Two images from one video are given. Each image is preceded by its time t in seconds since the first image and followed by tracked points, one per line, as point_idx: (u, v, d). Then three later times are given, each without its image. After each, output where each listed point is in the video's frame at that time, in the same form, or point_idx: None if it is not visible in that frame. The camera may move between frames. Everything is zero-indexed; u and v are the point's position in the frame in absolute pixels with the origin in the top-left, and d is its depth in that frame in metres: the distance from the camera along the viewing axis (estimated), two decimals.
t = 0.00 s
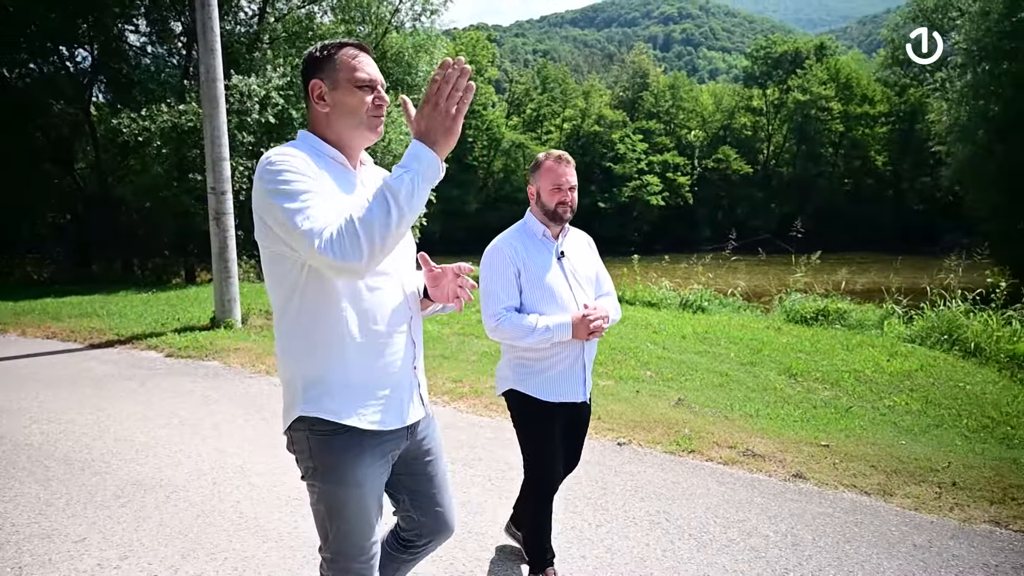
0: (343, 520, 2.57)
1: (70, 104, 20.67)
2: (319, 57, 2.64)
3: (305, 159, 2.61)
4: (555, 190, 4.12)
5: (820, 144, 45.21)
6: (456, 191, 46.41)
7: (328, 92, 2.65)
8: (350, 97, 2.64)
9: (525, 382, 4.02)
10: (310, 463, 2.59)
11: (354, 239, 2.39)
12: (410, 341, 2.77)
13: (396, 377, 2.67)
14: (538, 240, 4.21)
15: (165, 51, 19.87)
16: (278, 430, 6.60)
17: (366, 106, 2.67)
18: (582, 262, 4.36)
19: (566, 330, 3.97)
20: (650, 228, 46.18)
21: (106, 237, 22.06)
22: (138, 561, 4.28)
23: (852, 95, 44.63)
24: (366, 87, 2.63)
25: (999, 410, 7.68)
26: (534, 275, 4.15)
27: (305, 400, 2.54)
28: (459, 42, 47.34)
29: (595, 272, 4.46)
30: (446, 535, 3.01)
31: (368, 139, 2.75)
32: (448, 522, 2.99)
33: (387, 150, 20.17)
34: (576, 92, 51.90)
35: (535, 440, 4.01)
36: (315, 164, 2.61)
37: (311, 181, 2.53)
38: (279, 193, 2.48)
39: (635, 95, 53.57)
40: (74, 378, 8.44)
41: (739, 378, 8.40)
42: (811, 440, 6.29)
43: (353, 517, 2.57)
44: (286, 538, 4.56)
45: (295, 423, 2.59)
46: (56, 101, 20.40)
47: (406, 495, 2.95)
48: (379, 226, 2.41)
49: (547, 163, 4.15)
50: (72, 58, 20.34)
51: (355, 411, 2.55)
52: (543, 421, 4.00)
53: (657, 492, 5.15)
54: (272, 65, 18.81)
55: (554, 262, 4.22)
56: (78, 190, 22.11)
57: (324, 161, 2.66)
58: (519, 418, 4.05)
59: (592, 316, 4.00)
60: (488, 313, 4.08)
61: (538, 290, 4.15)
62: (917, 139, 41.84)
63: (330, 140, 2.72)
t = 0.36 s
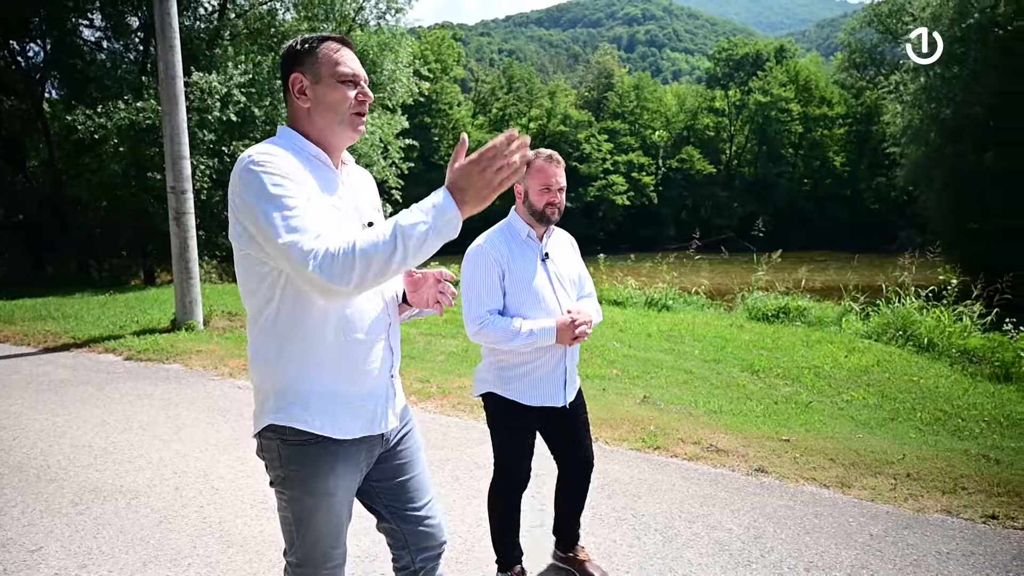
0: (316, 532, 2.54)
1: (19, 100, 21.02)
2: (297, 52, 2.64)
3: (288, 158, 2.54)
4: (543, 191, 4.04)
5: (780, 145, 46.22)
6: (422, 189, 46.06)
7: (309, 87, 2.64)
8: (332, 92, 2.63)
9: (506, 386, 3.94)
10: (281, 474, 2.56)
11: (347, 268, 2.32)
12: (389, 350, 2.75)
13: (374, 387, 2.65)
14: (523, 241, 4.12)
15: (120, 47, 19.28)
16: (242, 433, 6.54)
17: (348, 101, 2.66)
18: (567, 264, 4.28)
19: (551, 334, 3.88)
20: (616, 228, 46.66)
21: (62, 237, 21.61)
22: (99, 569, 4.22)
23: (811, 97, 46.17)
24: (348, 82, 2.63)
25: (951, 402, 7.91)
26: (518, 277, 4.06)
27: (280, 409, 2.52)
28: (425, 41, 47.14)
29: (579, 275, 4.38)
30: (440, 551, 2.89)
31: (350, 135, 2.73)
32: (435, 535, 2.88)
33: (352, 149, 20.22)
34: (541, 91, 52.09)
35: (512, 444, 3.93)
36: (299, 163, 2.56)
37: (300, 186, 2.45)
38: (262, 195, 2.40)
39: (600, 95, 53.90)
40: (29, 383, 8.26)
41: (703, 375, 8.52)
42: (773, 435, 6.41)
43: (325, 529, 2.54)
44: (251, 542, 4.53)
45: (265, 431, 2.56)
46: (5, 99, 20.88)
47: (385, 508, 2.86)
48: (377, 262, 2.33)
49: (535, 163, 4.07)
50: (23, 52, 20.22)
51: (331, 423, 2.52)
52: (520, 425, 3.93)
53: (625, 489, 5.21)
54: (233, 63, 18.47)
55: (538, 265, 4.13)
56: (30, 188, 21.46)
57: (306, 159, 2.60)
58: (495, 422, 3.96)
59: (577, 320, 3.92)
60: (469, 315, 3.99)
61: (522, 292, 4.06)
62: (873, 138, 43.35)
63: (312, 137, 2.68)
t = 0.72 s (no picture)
0: (303, 536, 2.53)
1: None
2: (322, 53, 2.64)
3: (300, 160, 2.52)
4: (558, 192, 4.00)
5: (747, 146, 46.92)
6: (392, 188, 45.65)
7: (333, 89, 2.63)
8: (356, 96, 2.63)
9: (508, 387, 3.89)
10: (271, 477, 2.53)
11: (275, 329, 2.36)
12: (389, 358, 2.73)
13: (369, 401, 2.64)
14: (533, 244, 4.08)
15: (80, 43, 19.13)
16: (209, 436, 6.49)
17: (370, 106, 2.66)
18: (577, 269, 4.23)
19: (556, 336, 3.84)
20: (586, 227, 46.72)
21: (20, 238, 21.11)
22: None
23: (776, 98, 46.92)
24: (372, 88, 2.64)
25: (911, 397, 8.08)
26: (528, 278, 4.02)
27: (271, 414, 2.49)
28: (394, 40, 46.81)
29: (589, 281, 4.31)
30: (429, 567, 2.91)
31: (370, 141, 2.71)
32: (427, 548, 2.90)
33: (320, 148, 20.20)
34: (511, 91, 52.11)
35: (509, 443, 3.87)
36: (312, 173, 2.52)
37: (297, 213, 2.43)
38: (255, 205, 2.38)
39: (569, 94, 54.07)
40: None
41: (672, 373, 8.60)
42: (740, 431, 6.49)
43: (311, 534, 2.53)
44: (219, 546, 4.49)
45: (257, 433, 2.53)
46: None
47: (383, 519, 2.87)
48: (300, 341, 2.39)
49: (551, 165, 4.03)
50: None
51: (323, 436, 2.51)
52: (522, 429, 3.85)
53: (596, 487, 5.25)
54: (196, 61, 18.02)
55: (548, 268, 4.07)
56: None
57: (320, 163, 2.58)
58: (497, 426, 3.89)
59: (584, 323, 3.87)
60: (476, 313, 3.95)
61: (531, 294, 4.01)
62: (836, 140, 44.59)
63: (332, 139, 2.66)
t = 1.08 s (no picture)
0: (336, 538, 2.54)
1: None
2: (348, 54, 2.63)
3: (326, 156, 2.52)
4: (570, 188, 3.98)
5: (714, 146, 47.46)
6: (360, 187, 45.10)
7: (359, 89, 2.62)
8: (382, 97, 2.63)
9: (520, 382, 3.82)
10: (303, 481, 2.53)
11: (299, 321, 2.33)
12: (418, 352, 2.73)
13: (399, 393, 2.62)
14: (542, 238, 4.03)
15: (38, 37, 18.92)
16: (175, 440, 6.42)
17: (395, 107, 2.66)
18: (585, 264, 4.20)
19: (569, 328, 3.79)
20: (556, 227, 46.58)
21: None
22: None
23: (743, 99, 47.64)
24: (398, 89, 2.64)
25: (873, 392, 8.24)
26: (539, 272, 3.97)
27: (302, 411, 2.49)
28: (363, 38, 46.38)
29: (598, 280, 4.27)
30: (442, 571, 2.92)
31: (394, 140, 2.71)
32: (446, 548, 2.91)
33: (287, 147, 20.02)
34: (481, 90, 52.00)
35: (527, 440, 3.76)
36: (338, 171, 2.52)
37: (325, 207, 2.42)
38: (283, 200, 2.38)
39: (539, 94, 54.15)
40: None
41: (641, 370, 8.67)
42: (707, 427, 6.57)
43: (342, 538, 2.54)
44: (185, 552, 4.44)
45: (290, 433, 2.54)
46: None
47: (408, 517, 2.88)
48: (325, 332, 2.36)
49: (561, 160, 4.02)
50: None
51: (353, 429, 2.49)
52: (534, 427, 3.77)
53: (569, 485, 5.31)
54: (159, 57, 17.69)
55: (558, 263, 4.05)
56: None
57: (347, 162, 2.59)
58: (507, 422, 3.80)
59: (598, 314, 3.81)
60: (487, 307, 3.86)
61: (542, 288, 3.96)
62: (801, 140, 45.71)
63: (357, 139, 2.66)
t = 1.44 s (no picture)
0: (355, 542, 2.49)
1: None
2: (360, 57, 2.57)
3: (333, 160, 2.49)
4: (561, 191, 3.97)
5: (683, 146, 47.84)
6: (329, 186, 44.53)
7: (370, 94, 2.56)
8: (394, 99, 2.57)
9: (516, 387, 3.80)
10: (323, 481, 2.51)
11: (306, 324, 2.32)
12: (426, 352, 2.68)
13: (410, 394, 2.58)
14: (533, 241, 4.01)
15: None
16: (138, 445, 6.32)
17: (406, 110, 2.61)
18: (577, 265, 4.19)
19: (564, 329, 3.79)
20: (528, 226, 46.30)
21: None
22: None
23: (711, 100, 48.76)
24: (409, 91, 2.58)
25: (837, 389, 8.38)
26: (533, 275, 3.95)
27: (312, 415, 2.47)
28: (331, 35, 45.89)
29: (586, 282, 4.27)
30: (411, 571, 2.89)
31: (402, 142, 2.66)
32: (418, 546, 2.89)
33: (254, 147, 19.68)
34: (451, 89, 51.76)
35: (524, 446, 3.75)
36: (346, 175, 2.49)
37: (333, 213, 2.40)
38: (290, 204, 2.36)
39: (509, 94, 54.11)
40: None
41: (613, 370, 8.71)
42: (677, 426, 6.63)
43: (378, 542, 2.46)
44: (151, 560, 4.38)
45: (308, 436, 2.50)
46: None
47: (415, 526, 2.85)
48: (334, 335, 2.34)
49: (551, 164, 4.00)
50: None
51: (363, 433, 2.46)
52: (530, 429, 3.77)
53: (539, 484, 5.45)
54: (121, 53, 17.40)
55: (549, 265, 4.03)
56: None
57: (354, 166, 2.55)
58: (504, 425, 3.81)
59: (593, 314, 3.82)
60: (482, 314, 3.84)
61: (536, 292, 3.94)
62: (767, 141, 46.49)
63: (366, 142, 2.62)
